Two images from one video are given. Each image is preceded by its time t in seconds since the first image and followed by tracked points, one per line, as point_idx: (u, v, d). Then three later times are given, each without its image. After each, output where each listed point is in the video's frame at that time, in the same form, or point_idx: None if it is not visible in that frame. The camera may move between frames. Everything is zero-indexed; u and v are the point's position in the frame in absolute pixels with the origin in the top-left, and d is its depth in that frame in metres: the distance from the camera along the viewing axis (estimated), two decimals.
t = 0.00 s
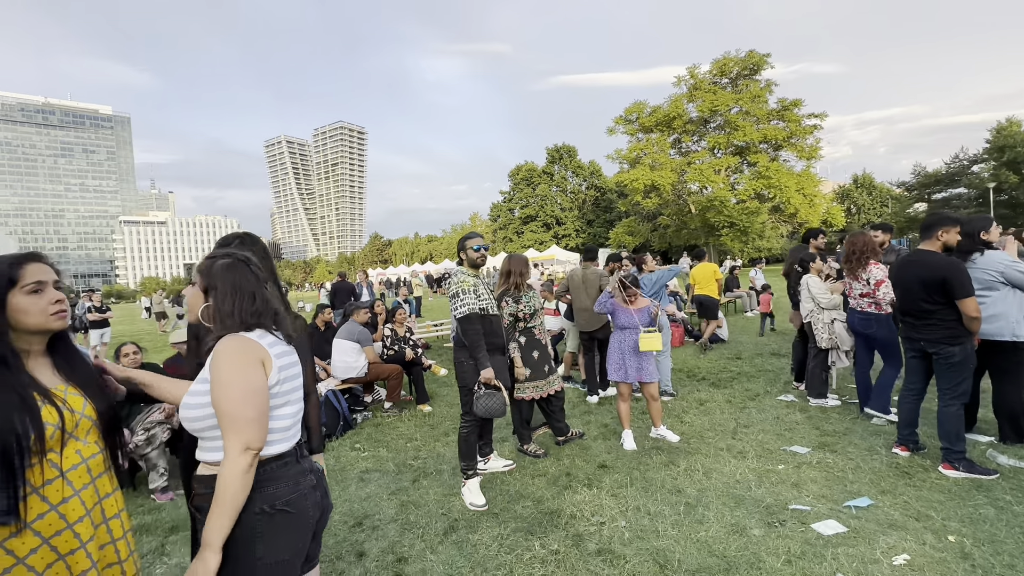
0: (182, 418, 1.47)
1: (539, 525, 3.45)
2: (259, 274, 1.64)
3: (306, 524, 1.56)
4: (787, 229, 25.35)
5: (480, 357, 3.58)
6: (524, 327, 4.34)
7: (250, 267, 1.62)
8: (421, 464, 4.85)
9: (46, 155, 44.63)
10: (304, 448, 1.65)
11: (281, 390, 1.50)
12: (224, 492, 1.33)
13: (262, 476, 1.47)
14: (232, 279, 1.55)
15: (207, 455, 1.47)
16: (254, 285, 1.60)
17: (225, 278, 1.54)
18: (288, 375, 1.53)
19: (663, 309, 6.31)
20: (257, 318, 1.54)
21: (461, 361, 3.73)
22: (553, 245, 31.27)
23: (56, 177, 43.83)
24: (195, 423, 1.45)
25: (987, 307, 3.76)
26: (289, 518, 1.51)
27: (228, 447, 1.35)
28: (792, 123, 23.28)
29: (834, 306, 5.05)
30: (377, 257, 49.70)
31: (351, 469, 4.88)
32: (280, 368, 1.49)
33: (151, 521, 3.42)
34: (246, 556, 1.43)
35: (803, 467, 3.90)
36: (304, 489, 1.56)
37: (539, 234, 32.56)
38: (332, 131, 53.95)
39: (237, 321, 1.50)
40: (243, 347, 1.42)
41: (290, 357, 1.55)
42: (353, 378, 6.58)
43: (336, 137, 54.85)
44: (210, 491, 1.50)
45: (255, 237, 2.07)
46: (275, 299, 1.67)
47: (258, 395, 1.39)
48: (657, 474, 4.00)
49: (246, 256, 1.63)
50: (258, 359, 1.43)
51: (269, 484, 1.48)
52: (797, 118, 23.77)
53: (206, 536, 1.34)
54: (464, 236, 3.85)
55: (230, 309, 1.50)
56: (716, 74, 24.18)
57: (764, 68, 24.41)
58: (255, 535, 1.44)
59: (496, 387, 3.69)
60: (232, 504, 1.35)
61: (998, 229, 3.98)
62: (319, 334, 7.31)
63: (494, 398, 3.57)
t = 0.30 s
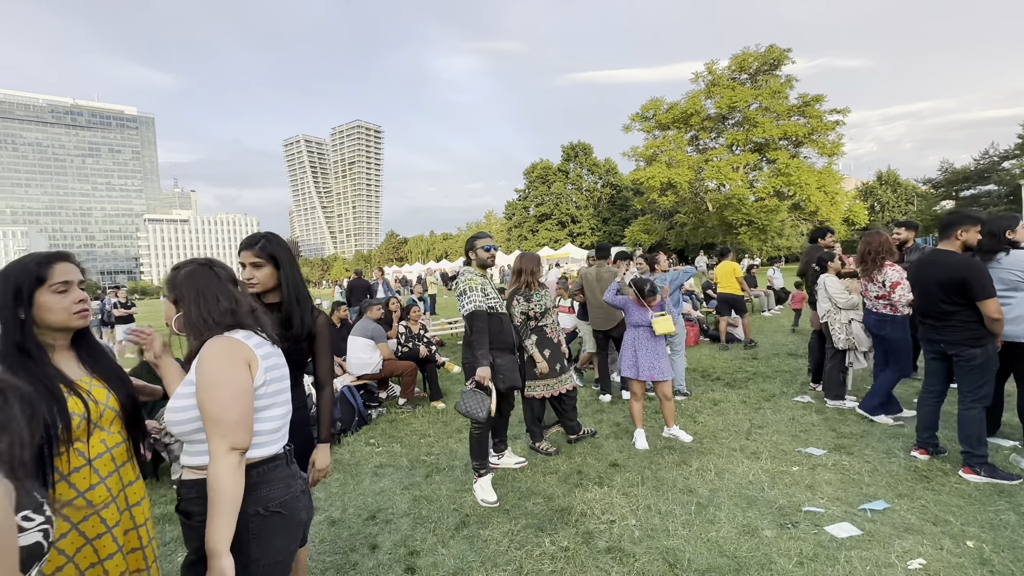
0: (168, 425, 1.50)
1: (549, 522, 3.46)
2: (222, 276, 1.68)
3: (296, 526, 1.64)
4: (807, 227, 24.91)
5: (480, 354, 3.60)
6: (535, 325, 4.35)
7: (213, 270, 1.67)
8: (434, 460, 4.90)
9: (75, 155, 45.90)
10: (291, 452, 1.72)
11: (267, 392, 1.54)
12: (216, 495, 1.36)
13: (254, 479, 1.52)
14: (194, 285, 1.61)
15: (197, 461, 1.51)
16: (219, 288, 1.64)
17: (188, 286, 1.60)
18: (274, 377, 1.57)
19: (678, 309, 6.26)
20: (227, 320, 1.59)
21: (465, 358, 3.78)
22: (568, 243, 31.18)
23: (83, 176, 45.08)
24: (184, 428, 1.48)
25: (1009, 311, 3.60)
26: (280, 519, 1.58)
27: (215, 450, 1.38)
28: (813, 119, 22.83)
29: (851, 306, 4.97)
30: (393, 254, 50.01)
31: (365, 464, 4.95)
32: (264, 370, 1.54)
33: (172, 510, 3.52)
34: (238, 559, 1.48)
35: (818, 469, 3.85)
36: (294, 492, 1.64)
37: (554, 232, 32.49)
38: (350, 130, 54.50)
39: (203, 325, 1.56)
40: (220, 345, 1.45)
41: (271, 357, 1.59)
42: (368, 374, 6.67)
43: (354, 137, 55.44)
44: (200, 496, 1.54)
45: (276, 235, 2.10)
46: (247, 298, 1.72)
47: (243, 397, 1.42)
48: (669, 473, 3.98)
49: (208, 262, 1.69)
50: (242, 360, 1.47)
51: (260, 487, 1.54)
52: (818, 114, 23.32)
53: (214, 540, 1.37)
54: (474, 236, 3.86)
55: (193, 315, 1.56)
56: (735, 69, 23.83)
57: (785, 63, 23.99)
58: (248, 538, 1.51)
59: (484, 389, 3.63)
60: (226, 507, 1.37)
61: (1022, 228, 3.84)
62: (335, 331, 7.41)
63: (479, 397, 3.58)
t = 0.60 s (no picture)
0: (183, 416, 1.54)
1: (556, 519, 3.49)
2: (219, 276, 1.77)
3: (303, 509, 1.70)
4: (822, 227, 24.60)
5: (492, 353, 3.63)
6: (543, 325, 4.37)
7: (208, 271, 1.75)
8: (443, 457, 4.94)
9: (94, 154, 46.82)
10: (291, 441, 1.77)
11: (277, 382, 1.59)
12: (222, 479, 1.39)
13: (264, 466, 1.58)
14: (194, 286, 1.69)
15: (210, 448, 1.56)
16: (215, 287, 1.71)
17: (185, 288, 1.68)
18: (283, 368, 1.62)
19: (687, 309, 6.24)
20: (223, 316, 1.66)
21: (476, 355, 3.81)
22: (579, 242, 31.12)
23: (102, 175, 45.97)
24: (199, 417, 1.53)
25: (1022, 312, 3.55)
26: (289, 505, 1.63)
27: (229, 436, 1.42)
28: (829, 116, 22.50)
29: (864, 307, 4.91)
30: (404, 252, 50.23)
31: (375, 460, 5.01)
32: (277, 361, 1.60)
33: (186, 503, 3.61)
34: (256, 541, 1.53)
35: (827, 470, 3.82)
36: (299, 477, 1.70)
37: (565, 231, 32.45)
38: (362, 128, 54.81)
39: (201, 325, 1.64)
40: (235, 336, 1.49)
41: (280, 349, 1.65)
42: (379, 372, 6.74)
43: (366, 135, 55.78)
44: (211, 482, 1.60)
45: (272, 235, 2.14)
46: (243, 296, 1.78)
47: (257, 386, 1.46)
48: (676, 472, 3.99)
49: (203, 264, 1.76)
50: (258, 352, 1.52)
51: (270, 474, 1.60)
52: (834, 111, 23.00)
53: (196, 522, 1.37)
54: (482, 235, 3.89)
55: (190, 314, 1.64)
56: (749, 66, 23.57)
57: (800, 60, 23.67)
58: (265, 521, 1.56)
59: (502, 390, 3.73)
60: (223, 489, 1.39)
61: None
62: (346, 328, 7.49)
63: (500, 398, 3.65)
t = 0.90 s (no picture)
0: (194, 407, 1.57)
1: (560, 516, 3.51)
2: (233, 269, 1.83)
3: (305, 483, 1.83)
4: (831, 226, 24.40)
5: (517, 350, 3.67)
6: (549, 323, 4.41)
7: (224, 266, 1.80)
8: (448, 453, 4.99)
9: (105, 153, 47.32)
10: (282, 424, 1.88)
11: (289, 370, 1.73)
12: (269, 459, 1.53)
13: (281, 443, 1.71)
14: (209, 277, 1.74)
15: (225, 435, 1.59)
16: (231, 282, 1.77)
17: (204, 281, 1.73)
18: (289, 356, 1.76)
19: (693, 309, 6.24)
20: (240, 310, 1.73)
21: (491, 352, 3.79)
22: (585, 241, 31.06)
23: (113, 173, 46.46)
24: (217, 405, 1.57)
25: None
26: (298, 480, 1.76)
27: (258, 420, 1.54)
28: (838, 115, 22.31)
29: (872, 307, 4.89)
30: (411, 251, 50.29)
31: (381, 456, 5.05)
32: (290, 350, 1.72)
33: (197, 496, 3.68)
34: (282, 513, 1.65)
35: (832, 470, 3.82)
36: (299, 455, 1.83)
37: (571, 230, 32.41)
38: (369, 128, 54.99)
39: (218, 318, 1.68)
40: (250, 330, 1.61)
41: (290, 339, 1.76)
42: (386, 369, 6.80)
43: (373, 134, 55.93)
44: (230, 467, 1.60)
45: (241, 235, 2.18)
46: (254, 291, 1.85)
47: (274, 370, 1.58)
48: (680, 471, 4.00)
49: (218, 259, 1.81)
50: (273, 340, 1.64)
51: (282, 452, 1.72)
52: (844, 109, 22.80)
53: (256, 495, 1.52)
54: (492, 234, 3.92)
55: (210, 307, 1.69)
56: (757, 65, 23.40)
57: (809, 58, 23.49)
58: (283, 495, 1.67)
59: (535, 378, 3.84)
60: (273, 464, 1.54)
61: None
62: (353, 326, 7.55)
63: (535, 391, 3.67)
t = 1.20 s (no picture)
0: (216, 398, 1.66)
1: (561, 515, 3.54)
2: (249, 267, 1.86)
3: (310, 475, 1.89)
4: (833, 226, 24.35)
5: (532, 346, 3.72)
6: (551, 322, 4.43)
7: (240, 264, 1.84)
8: (450, 452, 5.01)
9: (107, 152, 47.44)
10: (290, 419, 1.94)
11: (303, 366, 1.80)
12: (290, 452, 1.62)
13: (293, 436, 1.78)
14: (226, 275, 1.77)
15: (240, 428, 1.66)
16: (248, 281, 1.81)
17: (221, 279, 1.76)
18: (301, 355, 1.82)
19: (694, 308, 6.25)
20: (257, 310, 1.77)
21: (498, 352, 3.80)
22: (586, 241, 31.05)
23: (116, 172, 46.59)
24: (235, 400, 1.65)
25: None
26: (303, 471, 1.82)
27: (277, 416, 1.62)
28: (841, 114, 22.25)
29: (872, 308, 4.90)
30: (412, 250, 50.32)
31: (384, 454, 5.09)
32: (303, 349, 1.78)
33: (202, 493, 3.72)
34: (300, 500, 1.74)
35: (832, 469, 3.84)
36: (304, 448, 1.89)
37: (572, 230, 32.40)
38: (371, 127, 55.05)
39: (235, 314, 1.73)
40: (266, 328, 1.68)
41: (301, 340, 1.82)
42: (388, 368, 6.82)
43: (375, 133, 55.99)
44: (240, 459, 1.65)
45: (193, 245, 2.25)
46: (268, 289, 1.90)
47: (290, 367, 1.67)
48: (680, 470, 4.02)
49: (235, 257, 1.85)
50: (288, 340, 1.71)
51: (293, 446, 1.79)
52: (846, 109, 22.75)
53: (282, 486, 1.61)
54: (497, 235, 3.95)
55: (228, 304, 1.73)
56: (759, 64, 23.37)
57: (811, 58, 23.44)
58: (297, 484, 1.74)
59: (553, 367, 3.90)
60: (294, 457, 1.63)
61: None
62: (356, 325, 7.58)
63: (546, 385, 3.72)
